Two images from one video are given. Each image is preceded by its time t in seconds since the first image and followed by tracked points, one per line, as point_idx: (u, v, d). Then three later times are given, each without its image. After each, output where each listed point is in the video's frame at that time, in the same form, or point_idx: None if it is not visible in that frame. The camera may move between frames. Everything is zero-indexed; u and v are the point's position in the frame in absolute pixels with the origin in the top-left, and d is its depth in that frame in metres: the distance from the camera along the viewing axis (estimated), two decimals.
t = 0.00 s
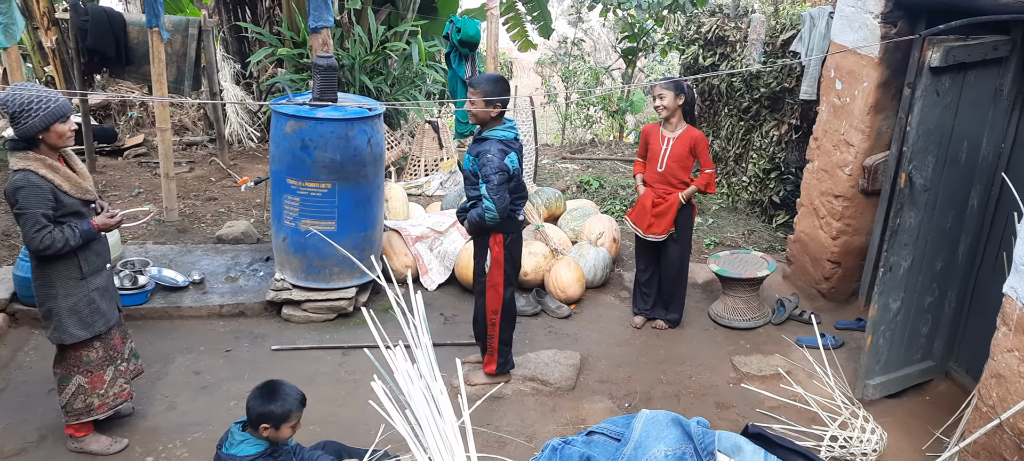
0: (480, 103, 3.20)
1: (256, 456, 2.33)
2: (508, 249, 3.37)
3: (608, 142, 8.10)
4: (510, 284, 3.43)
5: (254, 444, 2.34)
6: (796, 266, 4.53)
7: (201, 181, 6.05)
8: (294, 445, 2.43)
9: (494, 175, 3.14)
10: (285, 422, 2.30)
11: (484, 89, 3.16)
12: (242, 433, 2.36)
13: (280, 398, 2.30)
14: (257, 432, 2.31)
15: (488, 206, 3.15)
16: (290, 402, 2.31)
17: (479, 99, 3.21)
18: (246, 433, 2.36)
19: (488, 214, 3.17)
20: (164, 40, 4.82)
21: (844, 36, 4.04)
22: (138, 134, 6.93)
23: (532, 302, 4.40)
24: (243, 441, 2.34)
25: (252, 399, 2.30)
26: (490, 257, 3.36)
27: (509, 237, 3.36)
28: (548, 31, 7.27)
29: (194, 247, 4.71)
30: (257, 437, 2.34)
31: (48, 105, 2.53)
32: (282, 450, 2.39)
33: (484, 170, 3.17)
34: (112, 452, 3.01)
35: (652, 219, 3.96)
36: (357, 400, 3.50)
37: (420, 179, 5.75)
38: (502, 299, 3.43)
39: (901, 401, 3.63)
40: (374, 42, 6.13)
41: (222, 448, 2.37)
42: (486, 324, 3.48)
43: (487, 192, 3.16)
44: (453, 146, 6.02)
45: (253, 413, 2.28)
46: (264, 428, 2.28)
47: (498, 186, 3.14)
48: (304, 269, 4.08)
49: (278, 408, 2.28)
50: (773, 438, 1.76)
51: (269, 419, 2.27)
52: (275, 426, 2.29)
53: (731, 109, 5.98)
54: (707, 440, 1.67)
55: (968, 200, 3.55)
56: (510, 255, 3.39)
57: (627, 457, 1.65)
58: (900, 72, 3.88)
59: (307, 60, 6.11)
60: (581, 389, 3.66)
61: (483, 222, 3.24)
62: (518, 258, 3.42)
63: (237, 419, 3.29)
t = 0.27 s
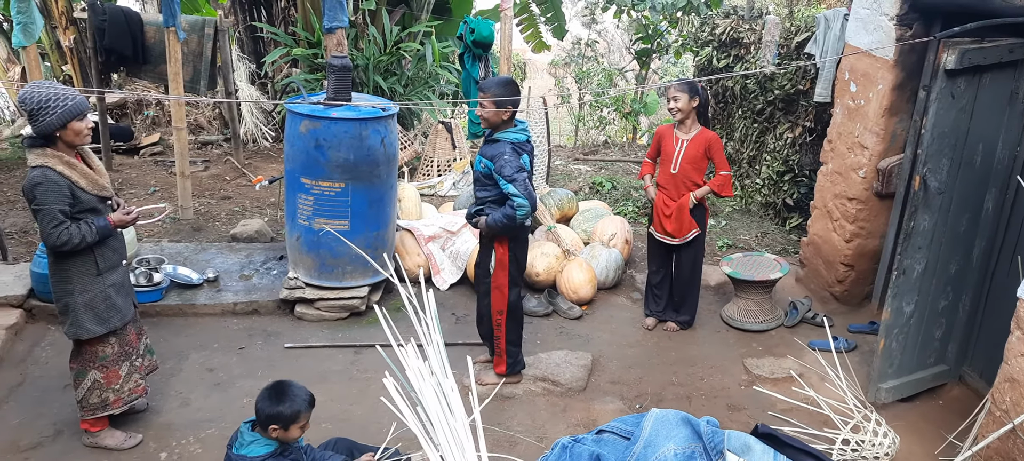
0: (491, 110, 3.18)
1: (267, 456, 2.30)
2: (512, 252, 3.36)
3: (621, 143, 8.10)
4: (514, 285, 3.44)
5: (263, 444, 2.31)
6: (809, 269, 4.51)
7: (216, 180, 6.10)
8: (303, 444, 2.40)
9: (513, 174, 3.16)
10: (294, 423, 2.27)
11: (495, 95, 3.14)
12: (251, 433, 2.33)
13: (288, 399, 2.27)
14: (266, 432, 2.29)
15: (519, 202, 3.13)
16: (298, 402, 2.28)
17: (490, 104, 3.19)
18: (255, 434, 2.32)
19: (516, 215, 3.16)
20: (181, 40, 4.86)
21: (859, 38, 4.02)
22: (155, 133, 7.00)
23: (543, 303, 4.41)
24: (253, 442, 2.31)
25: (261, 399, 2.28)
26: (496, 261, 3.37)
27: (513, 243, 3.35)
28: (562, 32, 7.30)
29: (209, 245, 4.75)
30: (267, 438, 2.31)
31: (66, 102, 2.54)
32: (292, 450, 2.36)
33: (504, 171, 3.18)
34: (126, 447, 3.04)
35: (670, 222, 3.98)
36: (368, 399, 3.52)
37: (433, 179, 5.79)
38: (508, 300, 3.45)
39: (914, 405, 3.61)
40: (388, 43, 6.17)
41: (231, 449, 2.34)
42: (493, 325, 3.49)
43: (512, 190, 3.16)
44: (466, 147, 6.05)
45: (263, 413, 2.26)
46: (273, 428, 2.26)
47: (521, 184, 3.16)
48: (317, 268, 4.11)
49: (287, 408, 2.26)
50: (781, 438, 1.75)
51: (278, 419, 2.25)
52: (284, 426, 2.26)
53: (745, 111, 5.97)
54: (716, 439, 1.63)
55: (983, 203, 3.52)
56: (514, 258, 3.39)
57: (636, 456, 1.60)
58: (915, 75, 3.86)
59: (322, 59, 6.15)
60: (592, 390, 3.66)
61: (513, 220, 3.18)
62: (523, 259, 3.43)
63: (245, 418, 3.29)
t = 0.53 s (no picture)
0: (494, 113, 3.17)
1: (271, 453, 2.28)
2: (521, 249, 3.39)
3: (633, 143, 8.09)
4: (522, 279, 3.46)
5: (267, 441, 2.29)
6: (821, 269, 4.49)
7: (229, 177, 6.14)
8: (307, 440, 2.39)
9: (525, 173, 3.17)
10: (295, 419, 2.26)
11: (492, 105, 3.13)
12: (253, 431, 2.30)
13: (288, 395, 2.26)
14: (267, 429, 2.27)
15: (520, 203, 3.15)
16: (298, 399, 2.26)
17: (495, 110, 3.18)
18: (257, 432, 2.30)
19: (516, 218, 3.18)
20: (195, 37, 4.90)
21: (872, 37, 4.00)
22: (169, 130, 7.06)
23: (553, 301, 4.41)
24: (257, 440, 2.29)
25: (261, 397, 2.26)
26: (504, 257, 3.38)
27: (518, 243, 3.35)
28: (574, 31, 7.35)
29: (222, 241, 4.79)
30: (270, 435, 2.30)
31: (82, 97, 2.57)
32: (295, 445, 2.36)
33: (515, 170, 3.18)
34: (138, 440, 3.07)
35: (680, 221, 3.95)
36: (379, 394, 3.53)
37: (445, 177, 5.83)
38: (516, 297, 3.46)
39: (925, 406, 3.59)
40: (400, 41, 6.23)
41: (234, 448, 2.31)
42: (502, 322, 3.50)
43: (517, 189, 3.17)
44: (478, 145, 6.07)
45: (263, 410, 2.24)
46: (274, 424, 2.25)
47: (530, 184, 3.17)
48: (329, 264, 4.13)
49: (288, 403, 2.24)
50: (790, 433, 1.59)
51: (279, 416, 2.23)
52: (284, 423, 2.25)
53: (758, 111, 5.97)
54: (722, 433, 1.50)
55: (997, 204, 3.48)
56: (523, 254, 3.41)
57: (642, 452, 1.49)
58: (929, 74, 3.84)
59: (335, 57, 6.19)
60: (601, 388, 3.67)
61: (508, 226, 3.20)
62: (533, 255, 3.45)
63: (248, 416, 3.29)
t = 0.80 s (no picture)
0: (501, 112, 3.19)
1: (272, 440, 2.34)
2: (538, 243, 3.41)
3: (646, 140, 8.09)
4: (539, 274, 3.48)
5: (267, 429, 2.34)
6: (834, 268, 4.48)
7: (243, 171, 6.19)
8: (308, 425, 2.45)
9: (541, 165, 3.21)
10: (291, 406, 2.30)
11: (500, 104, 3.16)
12: (254, 420, 2.36)
13: (282, 383, 2.30)
14: (266, 417, 2.33)
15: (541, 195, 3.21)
16: (293, 386, 2.30)
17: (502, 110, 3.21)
18: (257, 420, 2.35)
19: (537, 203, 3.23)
20: (211, 31, 4.93)
21: (889, 35, 3.99)
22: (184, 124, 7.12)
23: (565, 298, 4.41)
24: (257, 428, 2.34)
25: (256, 386, 2.31)
26: (521, 252, 3.41)
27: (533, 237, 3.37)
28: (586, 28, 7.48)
29: (236, 235, 4.83)
30: (269, 423, 2.35)
31: (101, 90, 2.59)
32: (295, 431, 2.42)
33: (529, 162, 3.22)
34: (153, 431, 3.10)
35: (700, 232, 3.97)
36: (392, 389, 3.55)
37: (458, 173, 5.87)
38: (534, 291, 3.48)
39: (939, 406, 3.57)
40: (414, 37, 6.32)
41: (236, 438, 2.37)
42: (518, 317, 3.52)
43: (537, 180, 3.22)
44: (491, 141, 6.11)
45: (259, 399, 2.28)
46: (271, 412, 2.30)
47: (547, 174, 3.23)
48: (342, 259, 4.15)
49: (284, 391, 2.29)
50: (805, 429, 1.52)
51: (274, 405, 2.28)
52: (281, 411, 2.30)
53: (772, 108, 5.97)
54: (738, 429, 1.45)
55: (1013, 204, 3.46)
56: (540, 248, 3.43)
57: (655, 447, 1.43)
58: (945, 73, 3.82)
59: (349, 53, 6.34)
60: (613, 385, 3.67)
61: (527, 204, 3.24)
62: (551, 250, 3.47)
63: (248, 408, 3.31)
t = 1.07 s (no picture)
0: (524, 95, 3.19)
1: (282, 429, 2.29)
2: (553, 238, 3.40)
3: (659, 139, 8.09)
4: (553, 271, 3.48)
5: (277, 418, 2.30)
6: (850, 270, 4.47)
7: (258, 168, 6.23)
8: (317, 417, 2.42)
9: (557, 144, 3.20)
10: (298, 393, 2.26)
11: (526, 81, 3.15)
12: (265, 411, 2.32)
13: (288, 371, 2.27)
14: (274, 407, 2.29)
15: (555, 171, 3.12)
16: (298, 374, 2.27)
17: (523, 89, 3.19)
18: (267, 411, 2.31)
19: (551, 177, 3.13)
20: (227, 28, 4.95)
21: (907, 37, 3.94)
22: (199, 121, 7.19)
23: (579, 298, 4.42)
24: (267, 418, 2.30)
25: (262, 376, 2.28)
26: (536, 247, 3.39)
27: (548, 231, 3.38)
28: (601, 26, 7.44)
29: (251, 232, 4.85)
30: (279, 412, 2.31)
31: (126, 87, 2.62)
32: (304, 422, 2.38)
33: (546, 142, 3.19)
34: (169, 427, 3.12)
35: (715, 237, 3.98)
36: (407, 386, 3.55)
37: (472, 171, 5.93)
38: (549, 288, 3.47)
39: (956, 410, 3.55)
40: (429, 35, 6.38)
41: (247, 431, 2.32)
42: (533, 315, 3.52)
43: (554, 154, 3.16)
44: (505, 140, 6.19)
45: (266, 389, 2.26)
46: (278, 400, 2.26)
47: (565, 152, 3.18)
48: (357, 256, 4.17)
49: (290, 378, 2.25)
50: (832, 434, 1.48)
51: (280, 392, 2.24)
52: (287, 398, 2.26)
53: (787, 109, 5.97)
54: (763, 433, 1.41)
55: None
56: (554, 244, 3.43)
57: (679, 451, 1.38)
58: (965, 75, 3.79)
59: (364, 51, 6.33)
60: (628, 385, 3.67)
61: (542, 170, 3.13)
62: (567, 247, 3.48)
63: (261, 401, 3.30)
